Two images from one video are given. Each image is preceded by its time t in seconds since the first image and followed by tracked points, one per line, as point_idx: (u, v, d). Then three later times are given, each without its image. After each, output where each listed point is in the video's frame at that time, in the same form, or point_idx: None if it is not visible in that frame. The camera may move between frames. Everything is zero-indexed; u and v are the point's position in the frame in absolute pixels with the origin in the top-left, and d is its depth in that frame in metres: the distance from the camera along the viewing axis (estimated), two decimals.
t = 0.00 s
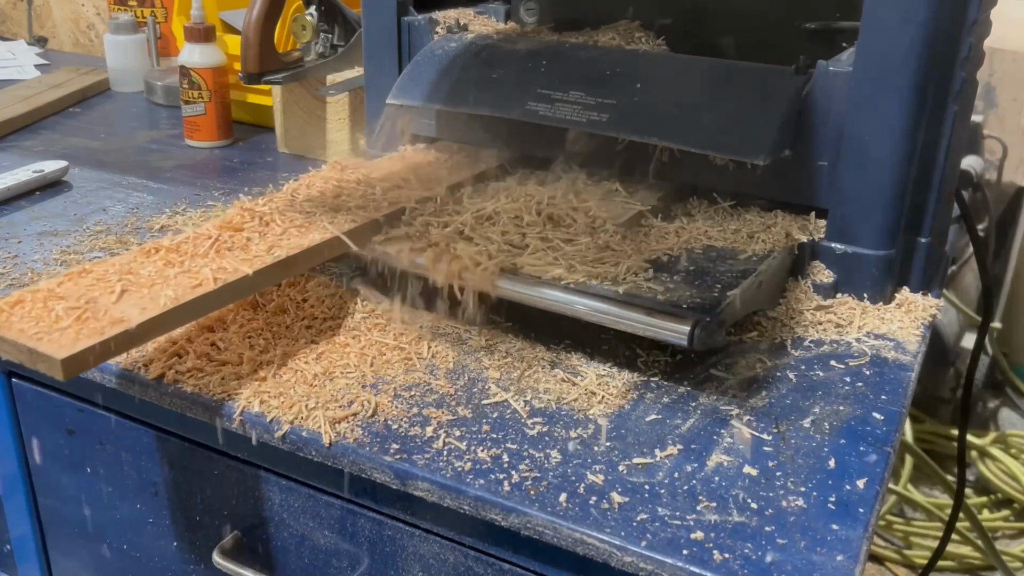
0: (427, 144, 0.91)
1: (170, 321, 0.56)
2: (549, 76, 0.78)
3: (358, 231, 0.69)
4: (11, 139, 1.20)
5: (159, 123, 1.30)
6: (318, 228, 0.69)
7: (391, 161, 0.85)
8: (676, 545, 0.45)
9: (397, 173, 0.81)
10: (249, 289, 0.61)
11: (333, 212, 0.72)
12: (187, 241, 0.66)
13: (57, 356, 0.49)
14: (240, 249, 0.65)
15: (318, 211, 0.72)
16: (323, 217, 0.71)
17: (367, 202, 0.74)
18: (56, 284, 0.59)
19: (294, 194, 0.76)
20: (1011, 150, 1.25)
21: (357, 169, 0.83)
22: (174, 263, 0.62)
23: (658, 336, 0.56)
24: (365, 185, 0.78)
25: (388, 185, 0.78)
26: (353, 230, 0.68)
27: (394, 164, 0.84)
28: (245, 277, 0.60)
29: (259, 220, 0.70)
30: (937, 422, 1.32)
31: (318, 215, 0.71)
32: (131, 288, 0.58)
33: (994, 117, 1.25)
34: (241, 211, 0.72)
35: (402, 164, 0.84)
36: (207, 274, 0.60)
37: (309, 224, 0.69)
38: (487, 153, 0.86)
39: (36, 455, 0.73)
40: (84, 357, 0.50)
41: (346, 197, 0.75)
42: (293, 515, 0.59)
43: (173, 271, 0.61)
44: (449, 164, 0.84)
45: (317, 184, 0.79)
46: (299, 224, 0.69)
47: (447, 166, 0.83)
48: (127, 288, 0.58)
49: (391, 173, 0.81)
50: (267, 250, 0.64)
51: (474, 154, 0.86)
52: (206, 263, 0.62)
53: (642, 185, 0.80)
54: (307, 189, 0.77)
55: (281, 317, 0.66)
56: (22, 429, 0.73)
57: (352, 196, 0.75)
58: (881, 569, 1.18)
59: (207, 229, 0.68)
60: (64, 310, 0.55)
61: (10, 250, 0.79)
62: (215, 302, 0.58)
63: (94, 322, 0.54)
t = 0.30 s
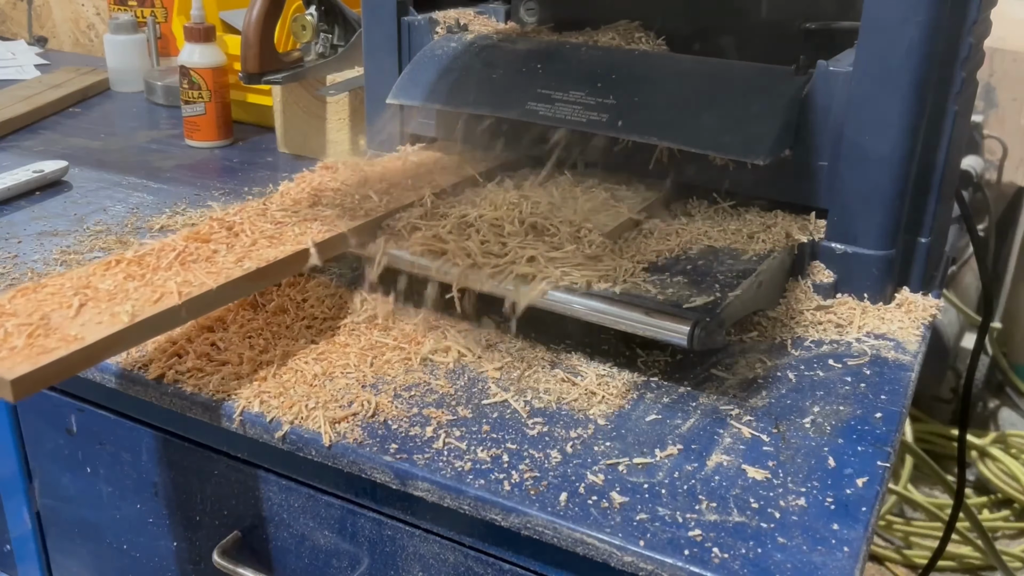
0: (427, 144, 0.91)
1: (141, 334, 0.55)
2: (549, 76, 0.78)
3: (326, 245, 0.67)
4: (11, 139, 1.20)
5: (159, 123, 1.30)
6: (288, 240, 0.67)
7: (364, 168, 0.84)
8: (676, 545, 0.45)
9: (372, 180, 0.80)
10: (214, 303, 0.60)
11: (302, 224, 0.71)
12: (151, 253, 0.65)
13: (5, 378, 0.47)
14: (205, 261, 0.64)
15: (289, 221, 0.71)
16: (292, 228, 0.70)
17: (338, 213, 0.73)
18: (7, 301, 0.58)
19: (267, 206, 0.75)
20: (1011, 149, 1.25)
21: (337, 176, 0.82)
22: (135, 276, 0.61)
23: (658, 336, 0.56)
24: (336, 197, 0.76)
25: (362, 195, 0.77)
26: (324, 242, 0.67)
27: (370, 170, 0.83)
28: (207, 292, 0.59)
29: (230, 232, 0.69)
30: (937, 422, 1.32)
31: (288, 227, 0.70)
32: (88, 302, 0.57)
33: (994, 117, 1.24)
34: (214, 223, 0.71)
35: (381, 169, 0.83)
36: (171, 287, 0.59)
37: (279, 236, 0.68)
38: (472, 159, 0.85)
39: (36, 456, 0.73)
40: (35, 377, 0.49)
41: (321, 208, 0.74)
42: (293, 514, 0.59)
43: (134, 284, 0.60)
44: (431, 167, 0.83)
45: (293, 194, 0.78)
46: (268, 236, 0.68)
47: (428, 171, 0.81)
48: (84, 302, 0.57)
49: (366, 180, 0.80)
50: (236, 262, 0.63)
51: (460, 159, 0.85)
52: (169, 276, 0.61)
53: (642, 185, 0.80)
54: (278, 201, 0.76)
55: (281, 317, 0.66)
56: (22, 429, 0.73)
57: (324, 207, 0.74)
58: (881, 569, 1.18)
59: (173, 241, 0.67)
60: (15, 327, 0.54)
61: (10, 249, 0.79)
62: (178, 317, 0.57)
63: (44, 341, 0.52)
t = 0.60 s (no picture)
0: (427, 144, 0.91)
1: (107, 345, 0.53)
2: (549, 76, 0.78)
3: (296, 257, 0.65)
4: (11, 139, 1.20)
5: (159, 123, 1.30)
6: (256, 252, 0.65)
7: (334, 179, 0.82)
8: (677, 545, 0.45)
9: (340, 194, 0.77)
10: (180, 318, 0.58)
11: (273, 236, 0.69)
12: (114, 266, 0.63)
13: None
14: (169, 275, 0.61)
15: (259, 231, 0.69)
16: (261, 240, 0.68)
17: (311, 224, 0.71)
18: None
19: (238, 217, 0.73)
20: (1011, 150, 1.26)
21: (306, 189, 0.80)
22: (95, 292, 0.59)
23: (658, 336, 0.56)
24: (305, 212, 0.74)
25: (333, 205, 0.75)
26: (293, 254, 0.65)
27: (341, 182, 0.80)
28: (172, 308, 0.56)
29: (196, 243, 0.68)
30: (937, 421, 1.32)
31: (257, 239, 0.68)
32: (44, 319, 0.54)
33: (994, 117, 1.25)
34: (179, 234, 0.69)
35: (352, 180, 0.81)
36: (132, 302, 0.57)
37: (247, 248, 0.66)
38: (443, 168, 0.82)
39: (36, 456, 0.73)
40: None
41: (292, 219, 0.72)
42: (293, 514, 0.59)
43: (95, 300, 0.58)
44: (403, 175, 0.80)
45: (263, 207, 0.75)
46: (235, 248, 0.66)
47: (400, 182, 0.79)
48: (39, 319, 0.54)
49: (333, 193, 0.78)
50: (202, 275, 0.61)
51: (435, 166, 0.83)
52: (133, 291, 0.59)
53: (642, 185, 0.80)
54: (250, 212, 0.74)
55: (281, 317, 0.66)
56: (22, 429, 0.73)
57: (296, 219, 0.72)
58: (881, 569, 1.18)
59: (137, 254, 0.65)
60: None
61: (10, 250, 0.79)
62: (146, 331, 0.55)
63: None
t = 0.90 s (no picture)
0: (427, 144, 0.91)
1: (62, 364, 0.50)
2: (549, 76, 0.78)
3: (267, 269, 0.63)
4: (11, 139, 1.20)
5: (159, 123, 1.30)
6: (223, 265, 0.63)
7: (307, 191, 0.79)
8: (677, 545, 0.45)
9: (311, 207, 0.75)
10: (143, 333, 0.55)
11: (242, 247, 0.66)
12: (72, 281, 0.60)
13: None
14: (128, 289, 0.59)
15: (227, 243, 0.67)
16: (229, 253, 0.65)
17: (282, 236, 0.68)
18: None
19: (207, 228, 0.71)
20: (1011, 150, 1.26)
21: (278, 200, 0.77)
22: (50, 308, 0.56)
23: (658, 336, 0.56)
24: (275, 223, 0.71)
25: (305, 218, 0.72)
26: (265, 266, 0.63)
27: (314, 194, 0.78)
28: (132, 323, 0.54)
29: (160, 255, 0.65)
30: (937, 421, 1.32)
31: (224, 250, 0.66)
32: None
33: (993, 117, 1.25)
34: (143, 245, 0.67)
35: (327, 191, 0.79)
36: (89, 319, 0.54)
37: (214, 261, 0.64)
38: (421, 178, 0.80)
39: (36, 456, 0.73)
40: None
41: (263, 230, 0.70)
42: (293, 515, 0.59)
43: (49, 317, 0.55)
44: (378, 189, 0.78)
45: (232, 219, 0.73)
46: (201, 261, 0.63)
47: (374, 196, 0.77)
48: None
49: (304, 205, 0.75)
50: (166, 290, 0.58)
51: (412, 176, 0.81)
52: (90, 306, 0.56)
53: (642, 184, 0.80)
54: (219, 223, 0.72)
55: (281, 318, 0.66)
56: (22, 429, 0.73)
57: (267, 230, 0.70)
58: (881, 569, 1.18)
59: (97, 267, 0.62)
60: None
61: (10, 249, 0.79)
62: (99, 351, 0.52)
63: None
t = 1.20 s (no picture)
0: (427, 144, 0.91)
1: (15, 386, 0.47)
2: (549, 76, 0.78)
3: (235, 283, 0.61)
4: (12, 139, 1.20)
5: (159, 123, 1.30)
6: (188, 279, 0.60)
7: (276, 203, 0.77)
8: (676, 546, 0.45)
9: (280, 220, 0.72)
10: (102, 351, 0.53)
11: (208, 261, 0.64)
12: (27, 297, 0.57)
13: None
14: (86, 307, 0.56)
15: (193, 256, 0.64)
16: (194, 267, 0.62)
17: (251, 250, 0.66)
18: None
19: (172, 241, 0.68)
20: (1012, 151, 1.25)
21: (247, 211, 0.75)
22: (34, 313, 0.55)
23: (659, 336, 0.56)
24: (244, 236, 0.69)
25: (276, 230, 0.70)
26: (232, 280, 0.60)
27: (287, 205, 0.76)
28: (90, 342, 0.51)
29: (121, 268, 0.62)
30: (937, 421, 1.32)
31: (189, 264, 0.63)
32: None
33: (994, 117, 1.24)
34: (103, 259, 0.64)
35: (300, 202, 0.77)
36: (42, 338, 0.51)
37: (178, 275, 0.61)
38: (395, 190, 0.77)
39: (36, 456, 0.73)
40: None
41: (231, 243, 0.67)
42: (293, 514, 0.59)
43: (0, 336, 0.52)
44: (351, 202, 0.76)
45: (200, 231, 0.70)
46: (164, 275, 0.61)
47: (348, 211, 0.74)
48: None
49: (274, 217, 0.73)
50: (126, 306, 0.56)
51: (387, 188, 0.78)
52: (44, 325, 0.53)
53: (642, 184, 0.80)
54: (186, 235, 0.69)
55: (281, 317, 0.66)
56: (22, 429, 0.73)
57: (235, 244, 0.67)
58: (881, 569, 1.18)
59: (54, 283, 0.59)
60: None
61: (10, 249, 0.79)
62: (50, 374, 0.49)
63: None
